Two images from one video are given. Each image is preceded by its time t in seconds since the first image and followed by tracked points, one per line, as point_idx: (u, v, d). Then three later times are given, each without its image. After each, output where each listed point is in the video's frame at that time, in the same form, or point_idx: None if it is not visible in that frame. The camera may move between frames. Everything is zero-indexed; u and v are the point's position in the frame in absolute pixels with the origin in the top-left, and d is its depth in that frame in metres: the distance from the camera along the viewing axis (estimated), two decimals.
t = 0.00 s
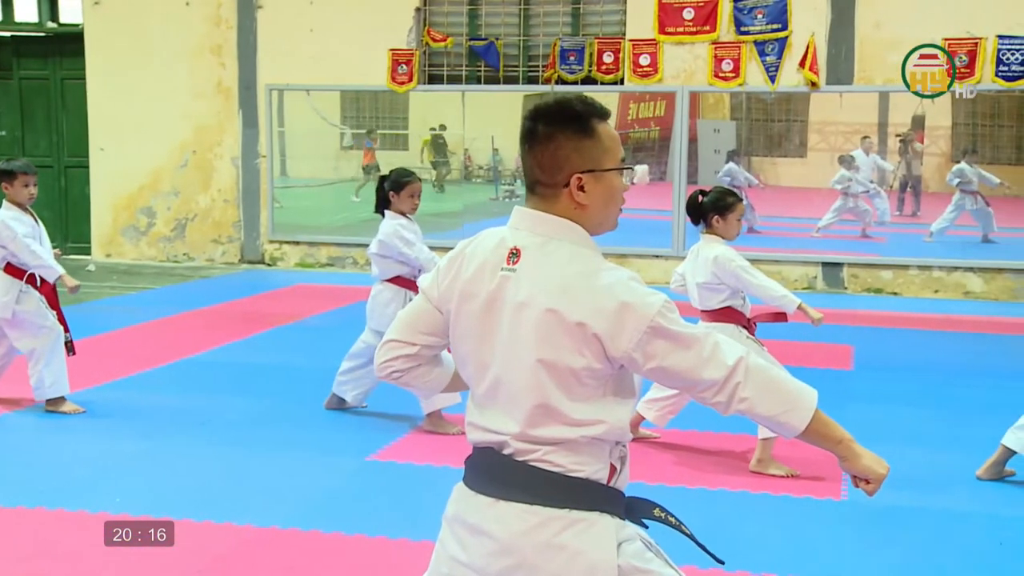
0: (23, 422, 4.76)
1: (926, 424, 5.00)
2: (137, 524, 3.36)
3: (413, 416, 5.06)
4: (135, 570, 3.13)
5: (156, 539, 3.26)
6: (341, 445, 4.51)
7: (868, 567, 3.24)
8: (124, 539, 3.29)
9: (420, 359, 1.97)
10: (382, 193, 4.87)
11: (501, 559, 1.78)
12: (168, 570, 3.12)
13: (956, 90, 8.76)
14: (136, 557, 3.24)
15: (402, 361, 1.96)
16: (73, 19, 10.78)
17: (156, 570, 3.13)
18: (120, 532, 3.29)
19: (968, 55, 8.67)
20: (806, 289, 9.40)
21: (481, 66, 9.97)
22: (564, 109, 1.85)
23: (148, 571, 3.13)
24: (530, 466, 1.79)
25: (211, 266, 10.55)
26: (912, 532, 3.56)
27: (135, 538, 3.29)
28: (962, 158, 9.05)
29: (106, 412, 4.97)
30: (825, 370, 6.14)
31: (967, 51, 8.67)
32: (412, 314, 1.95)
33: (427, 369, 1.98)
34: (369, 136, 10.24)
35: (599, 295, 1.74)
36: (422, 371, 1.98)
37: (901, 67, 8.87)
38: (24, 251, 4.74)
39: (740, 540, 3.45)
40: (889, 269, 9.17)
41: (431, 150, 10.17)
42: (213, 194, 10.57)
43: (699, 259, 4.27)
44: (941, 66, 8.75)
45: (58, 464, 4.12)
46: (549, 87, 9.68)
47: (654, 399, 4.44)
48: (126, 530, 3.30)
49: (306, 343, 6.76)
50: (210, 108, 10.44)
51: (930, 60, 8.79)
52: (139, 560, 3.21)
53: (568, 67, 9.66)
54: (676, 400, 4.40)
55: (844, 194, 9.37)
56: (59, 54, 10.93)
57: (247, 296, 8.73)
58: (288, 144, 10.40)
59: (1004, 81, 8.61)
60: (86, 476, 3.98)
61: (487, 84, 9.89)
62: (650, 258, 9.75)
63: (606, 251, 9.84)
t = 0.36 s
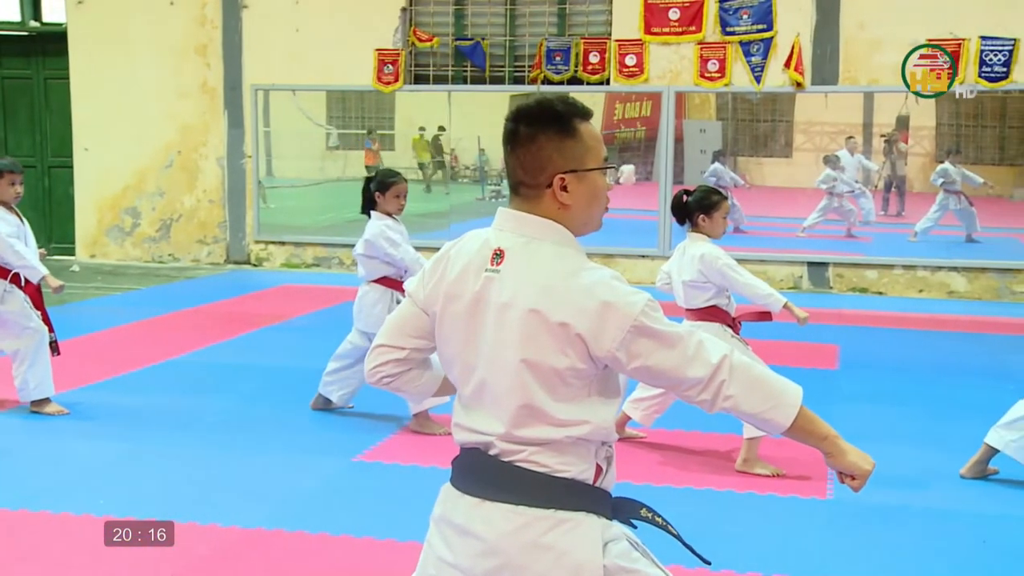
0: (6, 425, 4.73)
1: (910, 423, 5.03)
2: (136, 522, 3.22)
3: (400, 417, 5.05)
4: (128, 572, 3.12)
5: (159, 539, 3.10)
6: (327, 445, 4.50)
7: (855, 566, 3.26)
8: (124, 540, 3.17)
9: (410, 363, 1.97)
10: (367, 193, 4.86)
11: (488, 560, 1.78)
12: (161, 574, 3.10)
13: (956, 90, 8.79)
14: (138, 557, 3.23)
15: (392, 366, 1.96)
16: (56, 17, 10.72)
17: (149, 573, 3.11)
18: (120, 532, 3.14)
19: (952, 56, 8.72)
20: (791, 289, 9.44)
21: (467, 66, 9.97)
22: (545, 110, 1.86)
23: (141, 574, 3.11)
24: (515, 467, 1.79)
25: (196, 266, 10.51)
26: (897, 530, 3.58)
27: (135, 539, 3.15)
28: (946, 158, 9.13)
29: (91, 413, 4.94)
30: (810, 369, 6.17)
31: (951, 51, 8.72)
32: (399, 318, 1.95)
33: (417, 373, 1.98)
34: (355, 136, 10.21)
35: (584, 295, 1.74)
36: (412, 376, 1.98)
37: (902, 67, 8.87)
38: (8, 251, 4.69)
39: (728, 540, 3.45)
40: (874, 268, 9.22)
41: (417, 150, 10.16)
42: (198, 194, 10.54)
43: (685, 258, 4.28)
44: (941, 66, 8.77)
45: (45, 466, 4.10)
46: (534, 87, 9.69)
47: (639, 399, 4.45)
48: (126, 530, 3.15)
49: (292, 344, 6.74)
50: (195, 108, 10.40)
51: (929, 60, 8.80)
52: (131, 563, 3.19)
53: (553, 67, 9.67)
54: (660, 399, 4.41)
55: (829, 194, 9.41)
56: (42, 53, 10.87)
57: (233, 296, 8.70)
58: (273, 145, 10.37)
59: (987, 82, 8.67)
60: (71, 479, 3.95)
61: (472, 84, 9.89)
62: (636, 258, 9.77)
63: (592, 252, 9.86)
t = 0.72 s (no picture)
0: None
1: (894, 423, 5.05)
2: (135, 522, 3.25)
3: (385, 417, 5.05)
4: (120, 574, 3.11)
5: (159, 539, 3.15)
6: (313, 446, 4.49)
7: (841, 564, 3.27)
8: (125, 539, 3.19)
9: (399, 364, 1.96)
10: (354, 192, 4.84)
11: (475, 560, 1.77)
12: None
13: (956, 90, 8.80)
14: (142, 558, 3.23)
15: (380, 368, 1.95)
16: (40, 16, 10.65)
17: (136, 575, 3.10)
18: (120, 532, 3.17)
19: (936, 57, 8.78)
20: (777, 289, 9.48)
21: (454, 66, 9.97)
22: (531, 111, 1.86)
23: None
24: (501, 466, 1.79)
25: (182, 267, 10.47)
26: (882, 529, 3.60)
27: (135, 539, 3.19)
28: (930, 158, 9.15)
29: (77, 415, 4.92)
30: (795, 369, 6.19)
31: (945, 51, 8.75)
32: (387, 319, 1.94)
33: (406, 375, 1.98)
34: (341, 136, 10.18)
35: (570, 294, 1.74)
36: (401, 377, 1.98)
37: (902, 67, 8.87)
38: None
39: (715, 539, 3.46)
40: (860, 268, 9.29)
41: (404, 150, 10.15)
42: (184, 195, 10.50)
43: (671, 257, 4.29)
44: (942, 66, 8.78)
45: (30, 468, 4.07)
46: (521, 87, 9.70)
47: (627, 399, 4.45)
48: (126, 530, 3.18)
49: (278, 344, 6.73)
50: (181, 108, 10.36)
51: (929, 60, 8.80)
52: (118, 565, 3.18)
53: (540, 67, 9.68)
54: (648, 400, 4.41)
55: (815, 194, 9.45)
56: (26, 53, 10.80)
57: (219, 297, 8.66)
58: (260, 145, 10.34)
59: (972, 82, 8.73)
60: (56, 480, 3.93)
61: (459, 84, 9.89)
62: (623, 258, 9.79)
63: (579, 251, 9.87)
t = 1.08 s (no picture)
0: None
1: (877, 422, 5.07)
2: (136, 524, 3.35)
3: (370, 418, 5.03)
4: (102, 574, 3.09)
5: (159, 539, 3.25)
6: (298, 446, 4.48)
7: (825, 562, 3.29)
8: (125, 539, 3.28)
9: (389, 361, 1.96)
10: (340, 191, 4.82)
11: (459, 555, 1.77)
12: None
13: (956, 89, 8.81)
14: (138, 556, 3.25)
15: (370, 364, 1.95)
16: (22, 15, 10.59)
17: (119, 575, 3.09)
18: (121, 531, 3.28)
19: (919, 57, 8.85)
20: (762, 288, 9.53)
21: (439, 66, 9.97)
22: (524, 110, 1.86)
23: None
24: (486, 463, 1.79)
25: (167, 268, 10.42)
26: (863, 528, 3.61)
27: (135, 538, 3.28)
28: (913, 158, 9.19)
29: (61, 416, 4.89)
30: (779, 369, 6.21)
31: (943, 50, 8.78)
32: (377, 316, 1.94)
33: (396, 372, 1.97)
34: (327, 136, 10.16)
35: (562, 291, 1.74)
36: (391, 374, 1.97)
37: (902, 67, 8.87)
38: None
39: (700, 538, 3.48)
40: (844, 268, 9.34)
41: (389, 150, 10.15)
42: (168, 195, 10.44)
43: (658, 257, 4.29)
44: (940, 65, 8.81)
45: (14, 469, 4.05)
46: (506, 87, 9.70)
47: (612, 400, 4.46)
48: (126, 530, 3.29)
49: (264, 345, 6.70)
50: (165, 108, 10.31)
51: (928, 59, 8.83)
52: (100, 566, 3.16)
53: (525, 67, 9.68)
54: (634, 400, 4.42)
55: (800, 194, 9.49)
56: (8, 52, 10.74)
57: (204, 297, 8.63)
58: (245, 145, 10.30)
59: (953, 83, 8.79)
60: (39, 482, 3.90)
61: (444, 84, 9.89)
62: (608, 258, 9.80)
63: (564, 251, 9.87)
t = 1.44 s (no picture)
0: None
1: (865, 421, 5.08)
2: (136, 525, 3.44)
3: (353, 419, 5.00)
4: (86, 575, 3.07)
5: (158, 539, 3.32)
6: (285, 447, 4.47)
7: (815, 561, 3.30)
8: (124, 538, 3.34)
9: (415, 349, 2.00)
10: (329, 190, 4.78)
11: (469, 548, 1.75)
12: None
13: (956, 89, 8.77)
14: (135, 553, 3.27)
15: (398, 349, 2.00)
16: (7, 15, 10.55)
17: None
18: (121, 532, 3.37)
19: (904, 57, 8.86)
20: (749, 288, 9.54)
21: (427, 66, 9.97)
22: (574, 117, 1.88)
23: None
24: (502, 457, 1.77)
25: (153, 268, 10.39)
26: (845, 527, 3.62)
27: (134, 539, 3.36)
28: (905, 159, 9.27)
29: (47, 417, 4.86)
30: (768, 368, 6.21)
31: (946, 52, 8.74)
32: (412, 304, 1.97)
33: (421, 360, 2.02)
34: (313, 136, 10.13)
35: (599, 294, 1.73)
36: (416, 362, 2.02)
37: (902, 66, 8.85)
38: None
39: (687, 537, 3.48)
40: (830, 268, 9.34)
41: (376, 150, 10.15)
42: (155, 194, 10.40)
43: (659, 256, 4.28)
44: (941, 66, 8.77)
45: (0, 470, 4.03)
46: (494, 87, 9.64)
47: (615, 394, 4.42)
48: (126, 531, 3.37)
49: (251, 345, 6.67)
50: (151, 108, 10.26)
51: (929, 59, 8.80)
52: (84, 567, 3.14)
53: (512, 67, 9.68)
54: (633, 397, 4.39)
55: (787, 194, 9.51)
56: None
57: (190, 297, 8.59)
58: (232, 146, 10.27)
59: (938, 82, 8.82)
60: (26, 483, 3.88)
61: (433, 85, 9.86)
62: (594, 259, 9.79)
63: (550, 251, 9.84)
